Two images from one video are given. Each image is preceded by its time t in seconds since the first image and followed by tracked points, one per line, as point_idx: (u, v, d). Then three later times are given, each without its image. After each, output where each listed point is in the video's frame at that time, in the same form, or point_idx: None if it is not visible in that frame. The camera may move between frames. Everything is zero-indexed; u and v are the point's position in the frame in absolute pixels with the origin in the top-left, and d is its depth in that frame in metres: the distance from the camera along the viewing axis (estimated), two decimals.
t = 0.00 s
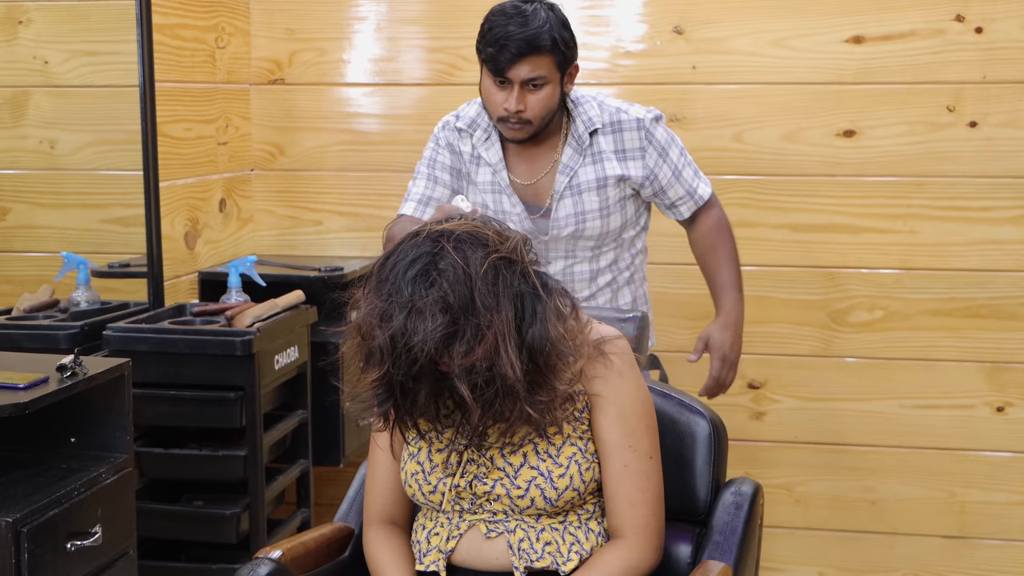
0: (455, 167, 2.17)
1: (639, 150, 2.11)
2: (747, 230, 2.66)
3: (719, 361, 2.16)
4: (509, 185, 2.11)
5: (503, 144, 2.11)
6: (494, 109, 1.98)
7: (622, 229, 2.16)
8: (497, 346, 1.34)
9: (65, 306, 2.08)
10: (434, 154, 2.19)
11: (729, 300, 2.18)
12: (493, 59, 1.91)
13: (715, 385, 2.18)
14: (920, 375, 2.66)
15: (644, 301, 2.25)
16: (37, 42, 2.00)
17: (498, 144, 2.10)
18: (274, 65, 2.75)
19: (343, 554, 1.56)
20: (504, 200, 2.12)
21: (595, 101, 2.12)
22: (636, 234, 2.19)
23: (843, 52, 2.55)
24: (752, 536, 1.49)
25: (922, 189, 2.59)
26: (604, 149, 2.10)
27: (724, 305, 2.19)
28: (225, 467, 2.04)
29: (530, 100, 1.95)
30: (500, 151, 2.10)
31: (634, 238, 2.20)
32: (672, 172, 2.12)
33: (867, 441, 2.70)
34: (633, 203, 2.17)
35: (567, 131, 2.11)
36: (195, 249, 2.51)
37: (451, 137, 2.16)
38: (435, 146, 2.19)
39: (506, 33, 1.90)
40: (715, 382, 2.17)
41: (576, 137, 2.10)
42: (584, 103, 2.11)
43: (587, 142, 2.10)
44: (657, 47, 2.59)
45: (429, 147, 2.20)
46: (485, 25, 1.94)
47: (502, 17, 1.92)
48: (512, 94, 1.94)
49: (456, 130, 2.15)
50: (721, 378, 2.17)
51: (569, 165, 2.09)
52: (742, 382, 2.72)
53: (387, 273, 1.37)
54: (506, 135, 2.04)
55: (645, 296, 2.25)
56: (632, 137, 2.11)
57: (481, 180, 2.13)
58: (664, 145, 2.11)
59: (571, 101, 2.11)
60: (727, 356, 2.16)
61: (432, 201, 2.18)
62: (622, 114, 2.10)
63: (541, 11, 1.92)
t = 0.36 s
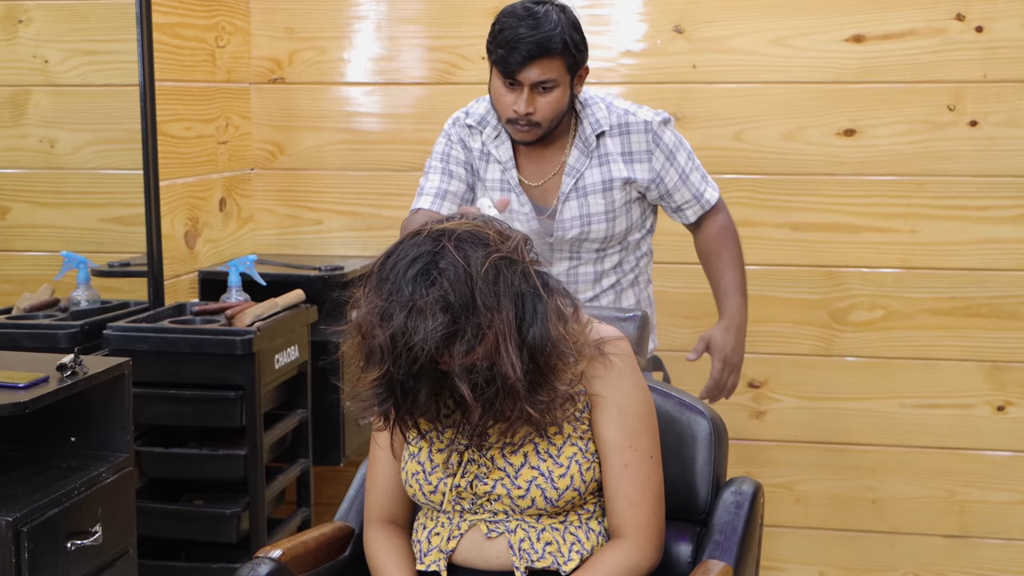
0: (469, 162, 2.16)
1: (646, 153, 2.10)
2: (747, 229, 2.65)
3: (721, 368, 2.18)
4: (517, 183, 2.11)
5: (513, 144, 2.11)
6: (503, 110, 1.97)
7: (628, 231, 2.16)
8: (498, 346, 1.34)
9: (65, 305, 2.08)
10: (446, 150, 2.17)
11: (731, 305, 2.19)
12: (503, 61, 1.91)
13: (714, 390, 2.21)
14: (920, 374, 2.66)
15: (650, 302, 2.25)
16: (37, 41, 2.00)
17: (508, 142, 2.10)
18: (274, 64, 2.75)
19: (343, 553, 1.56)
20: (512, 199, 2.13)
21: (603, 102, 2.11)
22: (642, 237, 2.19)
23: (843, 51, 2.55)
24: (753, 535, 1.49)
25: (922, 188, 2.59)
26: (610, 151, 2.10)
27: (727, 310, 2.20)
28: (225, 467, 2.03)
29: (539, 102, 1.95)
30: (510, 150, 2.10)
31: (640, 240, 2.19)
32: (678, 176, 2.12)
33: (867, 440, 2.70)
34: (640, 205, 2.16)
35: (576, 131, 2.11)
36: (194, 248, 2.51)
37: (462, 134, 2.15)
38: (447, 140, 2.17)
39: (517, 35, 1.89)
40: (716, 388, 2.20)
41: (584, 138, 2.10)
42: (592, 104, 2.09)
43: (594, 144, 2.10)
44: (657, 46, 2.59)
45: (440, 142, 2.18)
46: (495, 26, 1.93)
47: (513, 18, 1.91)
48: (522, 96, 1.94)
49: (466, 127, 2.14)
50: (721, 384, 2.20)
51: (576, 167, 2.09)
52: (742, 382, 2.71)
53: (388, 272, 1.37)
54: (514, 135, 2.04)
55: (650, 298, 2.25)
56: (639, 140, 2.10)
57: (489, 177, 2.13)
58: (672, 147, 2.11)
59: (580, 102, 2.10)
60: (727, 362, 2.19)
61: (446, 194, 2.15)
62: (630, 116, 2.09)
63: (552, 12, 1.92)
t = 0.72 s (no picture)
0: (472, 168, 2.15)
1: (654, 158, 2.10)
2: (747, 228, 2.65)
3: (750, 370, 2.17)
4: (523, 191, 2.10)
5: (519, 149, 2.10)
6: (510, 118, 1.96)
7: (635, 237, 2.16)
8: (499, 347, 1.34)
9: (65, 304, 2.08)
10: (452, 157, 2.15)
11: (753, 307, 2.18)
12: (510, 68, 1.90)
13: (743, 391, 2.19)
14: (920, 373, 2.65)
15: (654, 306, 2.25)
16: (37, 39, 1.99)
17: (514, 147, 2.10)
18: (274, 63, 2.75)
19: (343, 553, 1.56)
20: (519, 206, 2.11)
21: (611, 107, 2.11)
22: (648, 242, 2.19)
23: (844, 50, 2.55)
24: (753, 534, 1.49)
25: (922, 187, 2.58)
26: (619, 157, 2.09)
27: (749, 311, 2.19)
28: (225, 466, 2.03)
29: (546, 110, 1.94)
30: (516, 155, 2.09)
31: (645, 245, 2.19)
32: (686, 179, 2.11)
33: (867, 439, 2.70)
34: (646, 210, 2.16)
35: (582, 138, 2.11)
36: (194, 247, 2.51)
37: (467, 139, 2.14)
38: (451, 145, 2.16)
39: (525, 42, 1.88)
40: (745, 390, 2.18)
41: (592, 145, 2.10)
42: (601, 110, 2.10)
43: (602, 150, 2.09)
44: (658, 44, 2.59)
45: (443, 147, 2.17)
46: (502, 33, 1.92)
47: (521, 26, 1.90)
48: (529, 104, 1.93)
49: (472, 132, 2.13)
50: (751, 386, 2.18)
51: (584, 174, 2.09)
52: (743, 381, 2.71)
53: (388, 273, 1.37)
54: (520, 144, 2.02)
55: (654, 300, 2.25)
56: (648, 145, 2.10)
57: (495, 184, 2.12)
58: (679, 151, 2.10)
59: (587, 108, 2.10)
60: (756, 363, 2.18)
61: (448, 202, 2.14)
62: (638, 121, 2.09)
63: (560, 19, 1.91)
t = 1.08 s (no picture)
0: (483, 156, 2.11)
1: (667, 145, 2.07)
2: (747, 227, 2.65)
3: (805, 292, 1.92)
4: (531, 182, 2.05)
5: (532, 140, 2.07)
6: (523, 115, 1.94)
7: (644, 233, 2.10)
8: (500, 346, 1.34)
9: (65, 303, 2.08)
10: (463, 146, 2.11)
11: (806, 250, 2.00)
12: (522, 65, 1.87)
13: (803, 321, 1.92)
14: (921, 372, 2.65)
15: (666, 303, 2.16)
16: (36, 38, 1.99)
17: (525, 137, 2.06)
18: (274, 62, 2.75)
19: (343, 552, 1.56)
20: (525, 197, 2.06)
21: (620, 97, 2.08)
22: (658, 238, 2.13)
23: (844, 49, 2.54)
24: (753, 532, 1.49)
25: (923, 186, 2.58)
26: (629, 147, 2.05)
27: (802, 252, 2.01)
28: (225, 465, 2.03)
29: (559, 106, 1.92)
30: (528, 145, 2.06)
31: (656, 241, 2.13)
32: (705, 162, 2.07)
33: (867, 438, 2.70)
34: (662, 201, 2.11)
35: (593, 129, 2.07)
36: (194, 246, 2.51)
37: (478, 127, 2.10)
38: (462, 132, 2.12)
39: (538, 38, 1.86)
40: (801, 315, 1.92)
41: (601, 136, 2.06)
42: (610, 100, 2.06)
43: (612, 141, 2.05)
44: (658, 43, 2.59)
45: (454, 134, 2.13)
46: (515, 28, 1.90)
47: (534, 21, 1.87)
48: (542, 101, 1.90)
49: (483, 120, 2.09)
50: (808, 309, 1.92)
51: (593, 165, 2.05)
52: (743, 379, 2.71)
53: (388, 272, 1.37)
54: (533, 140, 2.00)
55: (667, 297, 2.16)
56: (660, 132, 2.06)
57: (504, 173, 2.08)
58: (695, 135, 2.07)
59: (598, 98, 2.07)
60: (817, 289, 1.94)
61: (456, 187, 2.10)
62: (649, 109, 2.06)
63: (574, 13, 1.88)
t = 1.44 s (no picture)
0: (499, 166, 2.11)
1: (690, 160, 2.02)
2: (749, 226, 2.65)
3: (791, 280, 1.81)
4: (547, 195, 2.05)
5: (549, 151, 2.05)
6: (535, 130, 1.93)
7: (665, 249, 2.08)
8: (500, 345, 1.34)
9: (66, 301, 2.07)
10: (482, 156, 2.12)
11: (808, 250, 1.91)
12: (531, 80, 1.86)
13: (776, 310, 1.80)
14: (921, 371, 2.65)
15: (693, 318, 2.14)
16: (37, 37, 1.98)
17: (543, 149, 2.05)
18: (274, 61, 2.74)
19: (343, 550, 1.56)
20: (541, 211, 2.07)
21: (644, 108, 2.04)
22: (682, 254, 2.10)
23: (844, 47, 2.54)
24: (753, 532, 1.49)
25: (923, 185, 2.58)
26: (648, 161, 2.02)
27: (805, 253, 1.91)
28: (225, 464, 2.03)
29: (571, 121, 1.90)
30: (544, 157, 2.04)
31: (679, 257, 2.11)
32: (729, 178, 2.02)
33: (867, 437, 2.70)
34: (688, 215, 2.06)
35: (614, 142, 2.04)
36: (195, 245, 2.50)
37: (496, 136, 2.09)
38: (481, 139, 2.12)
39: (547, 53, 1.84)
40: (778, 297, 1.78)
41: (620, 148, 2.03)
42: (631, 111, 2.02)
43: (631, 154, 2.02)
44: (659, 42, 2.59)
45: (473, 142, 2.13)
46: (524, 41, 1.88)
47: (542, 35, 1.85)
48: (553, 116, 1.89)
49: (502, 128, 2.09)
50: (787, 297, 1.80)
51: (610, 179, 2.03)
52: (743, 378, 2.71)
53: (388, 271, 1.37)
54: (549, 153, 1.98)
55: (694, 311, 2.15)
56: (682, 146, 2.02)
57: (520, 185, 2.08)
58: (720, 150, 2.02)
59: (618, 109, 2.03)
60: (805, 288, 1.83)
61: (469, 199, 2.12)
62: (672, 121, 2.02)
63: (583, 25, 1.85)
